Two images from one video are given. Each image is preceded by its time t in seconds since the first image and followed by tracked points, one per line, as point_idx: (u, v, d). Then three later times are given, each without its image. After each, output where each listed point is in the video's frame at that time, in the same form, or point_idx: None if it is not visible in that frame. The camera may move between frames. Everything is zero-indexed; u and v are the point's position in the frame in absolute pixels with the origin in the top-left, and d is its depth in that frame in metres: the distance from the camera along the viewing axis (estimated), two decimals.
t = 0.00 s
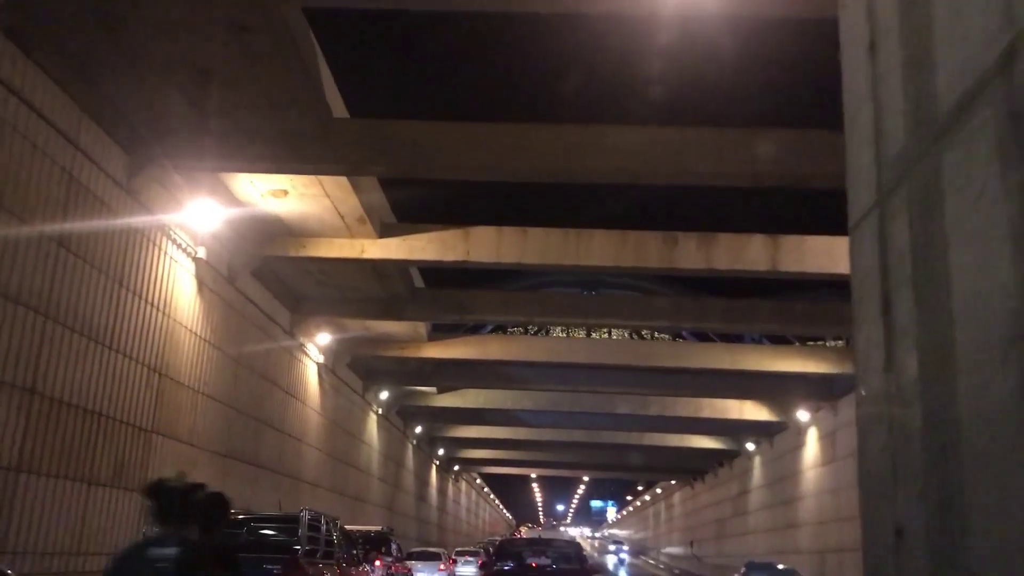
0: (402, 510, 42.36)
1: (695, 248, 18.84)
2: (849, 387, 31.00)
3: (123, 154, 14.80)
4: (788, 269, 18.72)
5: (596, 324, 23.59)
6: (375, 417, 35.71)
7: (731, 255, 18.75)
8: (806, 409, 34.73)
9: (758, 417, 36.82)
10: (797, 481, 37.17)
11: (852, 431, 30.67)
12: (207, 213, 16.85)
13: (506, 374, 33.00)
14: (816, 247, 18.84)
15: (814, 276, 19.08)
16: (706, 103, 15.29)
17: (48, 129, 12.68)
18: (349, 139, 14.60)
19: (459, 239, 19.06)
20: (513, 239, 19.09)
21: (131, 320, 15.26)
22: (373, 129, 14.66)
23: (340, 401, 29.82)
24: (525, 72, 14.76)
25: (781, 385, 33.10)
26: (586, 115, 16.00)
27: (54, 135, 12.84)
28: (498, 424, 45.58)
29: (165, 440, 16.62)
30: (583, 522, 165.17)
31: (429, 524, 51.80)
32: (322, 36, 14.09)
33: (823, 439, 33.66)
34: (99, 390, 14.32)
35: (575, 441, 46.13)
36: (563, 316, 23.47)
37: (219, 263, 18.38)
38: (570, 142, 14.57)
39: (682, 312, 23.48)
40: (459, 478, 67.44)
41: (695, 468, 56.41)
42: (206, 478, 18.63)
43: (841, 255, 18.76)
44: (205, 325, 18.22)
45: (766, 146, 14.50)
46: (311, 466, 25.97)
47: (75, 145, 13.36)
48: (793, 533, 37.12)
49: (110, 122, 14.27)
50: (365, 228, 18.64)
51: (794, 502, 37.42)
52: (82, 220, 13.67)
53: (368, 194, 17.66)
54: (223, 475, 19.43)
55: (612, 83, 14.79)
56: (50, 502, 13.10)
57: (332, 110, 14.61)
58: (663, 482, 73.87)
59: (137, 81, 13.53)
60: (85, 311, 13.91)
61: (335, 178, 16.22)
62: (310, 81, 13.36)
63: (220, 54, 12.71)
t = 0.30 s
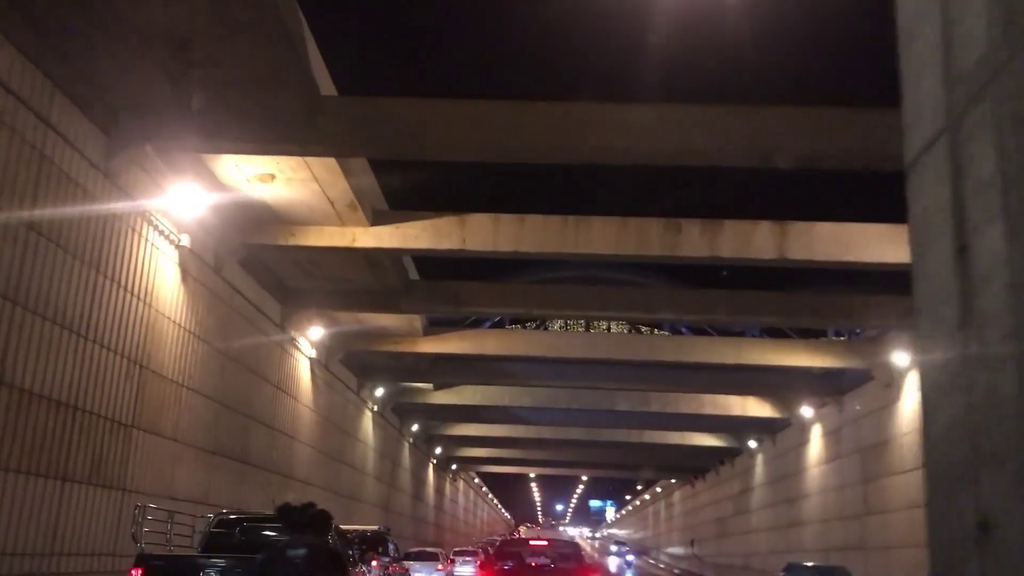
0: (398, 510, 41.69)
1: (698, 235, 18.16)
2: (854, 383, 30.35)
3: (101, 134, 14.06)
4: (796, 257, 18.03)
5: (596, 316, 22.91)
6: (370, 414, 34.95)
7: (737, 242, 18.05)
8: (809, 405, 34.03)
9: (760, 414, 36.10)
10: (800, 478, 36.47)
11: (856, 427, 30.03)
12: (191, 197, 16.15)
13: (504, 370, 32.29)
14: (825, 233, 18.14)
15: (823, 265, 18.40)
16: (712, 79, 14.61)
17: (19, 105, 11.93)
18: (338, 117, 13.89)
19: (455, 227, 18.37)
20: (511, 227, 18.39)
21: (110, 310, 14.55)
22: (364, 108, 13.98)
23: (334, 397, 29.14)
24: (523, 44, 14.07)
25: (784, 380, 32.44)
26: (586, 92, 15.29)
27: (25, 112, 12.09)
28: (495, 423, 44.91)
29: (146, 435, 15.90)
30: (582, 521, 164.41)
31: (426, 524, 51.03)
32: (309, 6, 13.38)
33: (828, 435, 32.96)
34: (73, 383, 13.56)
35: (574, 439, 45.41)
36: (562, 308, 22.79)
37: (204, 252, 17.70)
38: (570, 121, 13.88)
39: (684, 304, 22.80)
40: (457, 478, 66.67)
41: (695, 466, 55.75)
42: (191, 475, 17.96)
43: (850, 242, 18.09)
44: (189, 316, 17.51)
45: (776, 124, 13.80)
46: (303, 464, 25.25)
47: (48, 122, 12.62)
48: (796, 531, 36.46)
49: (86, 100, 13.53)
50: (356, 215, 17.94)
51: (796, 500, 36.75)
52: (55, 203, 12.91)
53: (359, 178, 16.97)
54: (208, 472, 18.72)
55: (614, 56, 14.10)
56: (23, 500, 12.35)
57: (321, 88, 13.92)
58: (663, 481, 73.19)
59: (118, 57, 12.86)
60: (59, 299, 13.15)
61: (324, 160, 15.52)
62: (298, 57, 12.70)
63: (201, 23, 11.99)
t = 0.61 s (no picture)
0: (395, 509, 40.94)
1: (705, 221, 17.40)
2: (862, 378, 29.60)
3: (76, 111, 13.27)
4: (808, 243, 17.27)
5: (597, 308, 22.15)
6: (366, 412, 34.19)
7: (745, 227, 17.31)
8: (815, 401, 33.29)
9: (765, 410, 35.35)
10: (805, 476, 35.72)
11: (865, 424, 29.28)
12: (173, 180, 15.40)
13: (502, 365, 31.54)
14: (837, 218, 17.39)
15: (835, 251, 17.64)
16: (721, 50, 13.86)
17: None
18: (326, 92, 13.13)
19: (450, 213, 17.62)
20: (508, 212, 17.64)
21: (87, 298, 13.79)
22: (354, 83, 13.22)
23: (328, 394, 28.37)
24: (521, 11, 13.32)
25: (790, 376, 31.68)
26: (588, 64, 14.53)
27: None
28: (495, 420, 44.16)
29: (126, 429, 15.10)
30: (581, 521, 163.71)
31: (425, 524, 50.23)
32: None
33: (834, 432, 32.21)
34: (46, 373, 12.76)
35: (574, 437, 44.65)
36: (563, 299, 22.03)
37: (188, 238, 16.94)
38: (573, 96, 13.12)
39: (689, 294, 22.04)
40: (456, 477, 65.90)
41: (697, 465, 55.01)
42: (177, 473, 17.19)
43: (863, 229, 17.34)
44: (172, 306, 16.73)
45: (790, 97, 13.04)
46: (295, 461, 24.50)
47: (16, 96, 11.81)
48: (801, 530, 35.71)
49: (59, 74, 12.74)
50: (347, 201, 17.20)
51: (801, 498, 36.01)
52: (24, 181, 12.10)
53: (349, 160, 16.21)
54: (194, 469, 17.94)
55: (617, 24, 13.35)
56: None
57: (308, 61, 13.15)
58: (664, 480, 72.43)
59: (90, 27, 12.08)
60: (29, 283, 12.35)
61: (312, 140, 14.77)
62: (284, 28, 11.94)
63: None
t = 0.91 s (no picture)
0: (393, 511, 40.12)
1: (713, 206, 16.60)
2: (872, 374, 28.77)
3: (46, 86, 12.45)
4: (821, 229, 16.46)
5: (600, 300, 21.33)
6: (363, 411, 33.36)
7: (755, 212, 16.53)
8: (823, 398, 32.49)
9: (771, 409, 34.54)
10: (812, 475, 34.91)
11: (875, 421, 28.44)
12: (154, 162, 14.59)
13: (502, 362, 30.73)
14: (852, 202, 16.59)
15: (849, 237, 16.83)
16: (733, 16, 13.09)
17: None
18: (313, 63, 12.35)
19: (446, 199, 16.80)
20: (507, 198, 16.79)
21: (61, 286, 12.97)
22: (343, 53, 12.43)
23: (323, 392, 27.55)
24: None
25: (797, 372, 30.84)
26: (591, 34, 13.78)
27: None
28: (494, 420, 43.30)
29: (104, 424, 14.25)
30: (583, 524, 162.80)
31: (424, 526, 49.40)
32: None
33: (843, 430, 31.40)
34: (15, 363, 11.90)
35: (576, 437, 43.84)
36: (564, 291, 21.22)
37: (171, 225, 16.14)
38: (575, 66, 12.31)
39: (695, 286, 21.21)
40: (456, 479, 65.13)
41: (701, 465, 54.13)
42: (161, 472, 16.37)
43: (879, 214, 16.53)
44: (155, 296, 15.91)
45: (807, 67, 12.24)
46: (287, 461, 23.68)
47: None
48: (808, 531, 34.87)
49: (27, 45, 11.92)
50: (338, 187, 16.38)
51: (809, 498, 35.16)
52: None
53: (340, 142, 15.41)
54: (178, 468, 17.09)
55: None
56: None
57: (292, 30, 12.36)
58: (667, 481, 71.55)
59: None
60: None
61: (299, 119, 13.96)
62: None
63: None
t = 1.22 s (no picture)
0: (392, 517, 39.22)
1: (722, 190, 15.71)
2: (884, 371, 27.87)
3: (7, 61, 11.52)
4: (836, 215, 15.59)
5: (602, 294, 20.45)
6: (358, 414, 32.42)
7: (766, 195, 15.64)
8: (832, 398, 31.58)
9: (779, 409, 33.61)
10: (821, 477, 33.98)
11: (887, 420, 27.55)
12: (128, 146, 13.69)
13: (501, 362, 29.82)
14: (868, 185, 15.71)
15: (865, 223, 15.97)
16: None
17: None
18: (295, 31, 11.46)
19: (440, 185, 15.92)
20: (504, 185, 15.91)
21: (27, 276, 12.06)
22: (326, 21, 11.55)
23: (315, 394, 26.63)
24: None
25: (807, 371, 29.91)
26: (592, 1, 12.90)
27: None
28: (494, 424, 42.36)
29: (75, 424, 13.30)
30: (584, 531, 161.66)
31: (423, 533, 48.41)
32: None
33: (853, 430, 30.48)
34: None
35: (578, 440, 42.90)
36: (564, 285, 20.34)
37: (149, 215, 15.25)
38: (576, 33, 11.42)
39: (702, 278, 20.31)
40: (456, 485, 64.12)
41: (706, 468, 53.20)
42: (139, 476, 15.45)
43: (899, 199, 15.64)
44: (131, 289, 14.99)
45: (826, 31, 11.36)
46: (277, 465, 22.75)
47: None
48: (817, 535, 33.96)
49: None
50: (325, 173, 15.51)
51: (817, 501, 34.26)
52: None
53: (326, 123, 14.54)
54: (158, 472, 16.15)
55: None
56: None
57: None
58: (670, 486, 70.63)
59: None
60: None
61: (281, 97, 13.08)
62: None
63: None
